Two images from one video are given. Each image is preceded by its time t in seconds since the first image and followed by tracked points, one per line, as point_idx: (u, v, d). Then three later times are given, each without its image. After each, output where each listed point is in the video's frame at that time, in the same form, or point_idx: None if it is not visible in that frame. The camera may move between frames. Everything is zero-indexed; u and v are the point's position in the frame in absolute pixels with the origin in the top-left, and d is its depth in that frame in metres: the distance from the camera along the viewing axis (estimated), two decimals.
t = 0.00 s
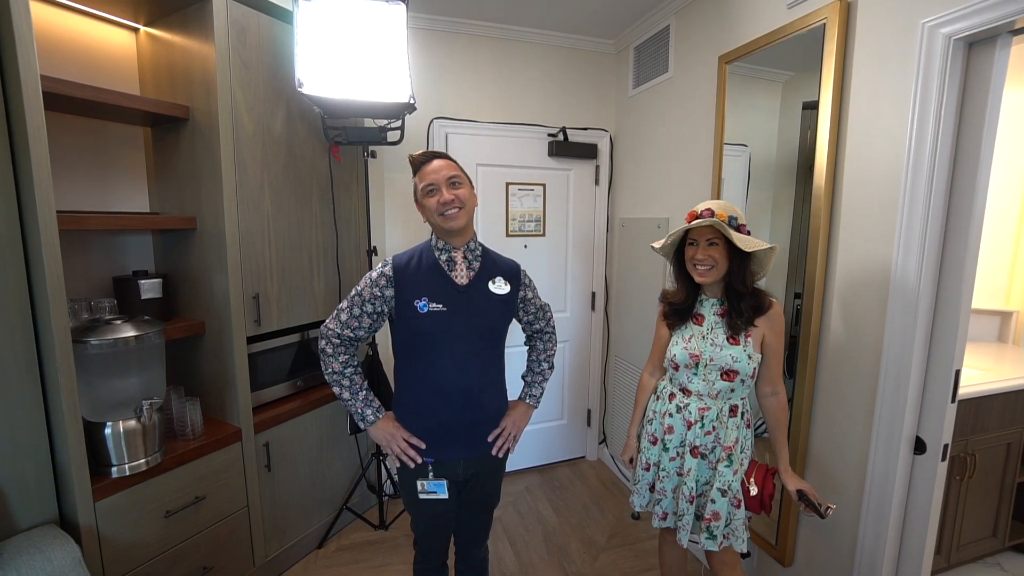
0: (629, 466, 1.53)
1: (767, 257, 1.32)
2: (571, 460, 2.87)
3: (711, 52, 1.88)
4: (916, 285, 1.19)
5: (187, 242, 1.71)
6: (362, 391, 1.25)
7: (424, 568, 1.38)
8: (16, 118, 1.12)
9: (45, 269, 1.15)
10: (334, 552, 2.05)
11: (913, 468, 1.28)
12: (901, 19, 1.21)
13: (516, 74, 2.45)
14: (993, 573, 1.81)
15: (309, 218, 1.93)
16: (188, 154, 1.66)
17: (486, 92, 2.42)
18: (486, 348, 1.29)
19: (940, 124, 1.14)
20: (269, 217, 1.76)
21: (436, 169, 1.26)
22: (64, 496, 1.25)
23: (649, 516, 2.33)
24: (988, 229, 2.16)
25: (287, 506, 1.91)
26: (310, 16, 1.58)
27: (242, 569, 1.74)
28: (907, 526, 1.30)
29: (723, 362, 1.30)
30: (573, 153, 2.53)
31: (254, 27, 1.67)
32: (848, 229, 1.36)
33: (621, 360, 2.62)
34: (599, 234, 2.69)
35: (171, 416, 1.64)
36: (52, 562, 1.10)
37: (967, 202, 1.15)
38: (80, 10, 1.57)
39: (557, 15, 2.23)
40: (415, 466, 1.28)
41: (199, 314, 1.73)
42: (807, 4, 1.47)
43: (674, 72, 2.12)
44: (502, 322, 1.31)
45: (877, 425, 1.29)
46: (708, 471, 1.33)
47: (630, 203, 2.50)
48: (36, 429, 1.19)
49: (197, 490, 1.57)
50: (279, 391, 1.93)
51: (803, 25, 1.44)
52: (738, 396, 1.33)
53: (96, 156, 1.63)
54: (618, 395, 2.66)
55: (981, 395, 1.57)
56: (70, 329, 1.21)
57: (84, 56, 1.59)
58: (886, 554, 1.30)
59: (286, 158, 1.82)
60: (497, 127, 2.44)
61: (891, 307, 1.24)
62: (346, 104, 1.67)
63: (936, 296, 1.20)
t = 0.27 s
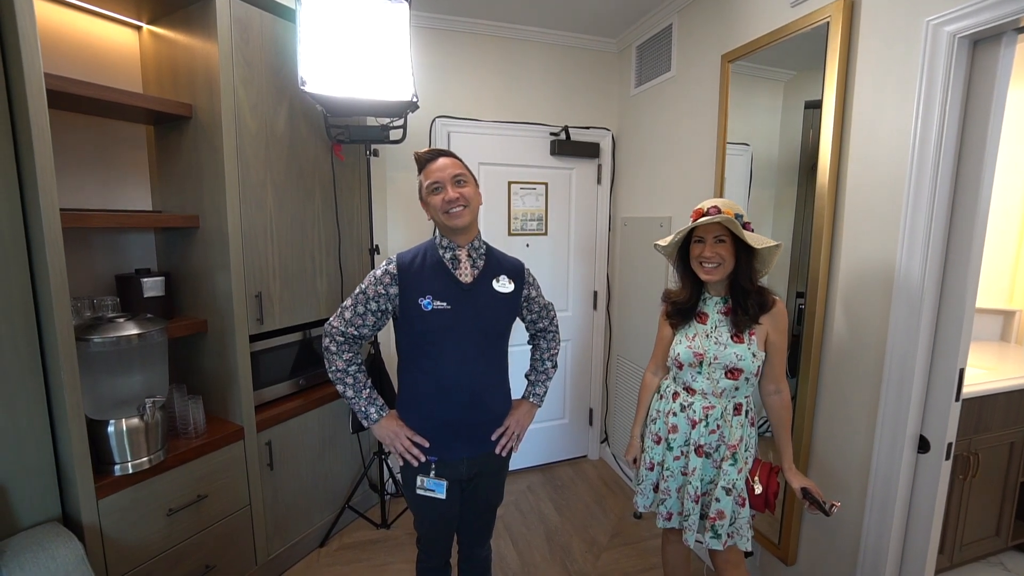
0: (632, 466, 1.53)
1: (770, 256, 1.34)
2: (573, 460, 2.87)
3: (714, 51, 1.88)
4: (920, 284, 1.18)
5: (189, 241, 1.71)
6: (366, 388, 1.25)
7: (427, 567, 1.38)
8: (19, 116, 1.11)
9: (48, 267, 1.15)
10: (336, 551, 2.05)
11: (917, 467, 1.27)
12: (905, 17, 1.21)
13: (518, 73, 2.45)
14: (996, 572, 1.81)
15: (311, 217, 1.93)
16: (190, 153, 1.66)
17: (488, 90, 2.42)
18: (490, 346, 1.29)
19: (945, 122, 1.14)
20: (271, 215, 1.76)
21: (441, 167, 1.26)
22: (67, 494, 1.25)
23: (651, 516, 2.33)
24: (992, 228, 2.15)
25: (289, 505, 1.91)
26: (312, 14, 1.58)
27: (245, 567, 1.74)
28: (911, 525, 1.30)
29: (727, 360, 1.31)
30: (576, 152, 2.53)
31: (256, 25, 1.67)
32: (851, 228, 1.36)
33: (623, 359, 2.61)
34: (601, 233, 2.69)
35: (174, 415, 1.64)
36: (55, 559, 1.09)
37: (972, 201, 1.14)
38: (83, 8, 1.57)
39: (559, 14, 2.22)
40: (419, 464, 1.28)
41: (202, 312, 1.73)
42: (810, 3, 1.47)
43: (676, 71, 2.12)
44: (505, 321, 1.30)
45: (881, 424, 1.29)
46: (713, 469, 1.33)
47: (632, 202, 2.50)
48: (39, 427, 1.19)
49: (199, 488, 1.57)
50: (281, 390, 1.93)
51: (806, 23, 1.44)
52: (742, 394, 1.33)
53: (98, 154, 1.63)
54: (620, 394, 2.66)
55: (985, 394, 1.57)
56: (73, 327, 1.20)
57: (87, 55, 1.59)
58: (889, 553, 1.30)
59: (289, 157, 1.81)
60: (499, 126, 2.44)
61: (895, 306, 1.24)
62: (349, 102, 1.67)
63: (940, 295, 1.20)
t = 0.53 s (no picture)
0: (636, 467, 1.53)
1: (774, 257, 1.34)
2: (576, 461, 2.87)
3: (717, 52, 1.88)
4: (926, 285, 1.18)
5: (194, 241, 1.72)
6: (371, 389, 1.25)
7: (431, 568, 1.38)
8: (27, 116, 1.12)
9: (55, 267, 1.15)
10: (339, 551, 2.06)
11: (922, 469, 1.27)
12: (910, 18, 1.20)
13: (521, 74, 2.46)
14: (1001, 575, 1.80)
15: (315, 218, 1.93)
16: (195, 153, 1.66)
17: (491, 91, 2.42)
18: (494, 347, 1.29)
19: (951, 124, 1.13)
20: (275, 216, 1.77)
21: (446, 168, 1.26)
22: (73, 493, 1.25)
23: (654, 517, 2.32)
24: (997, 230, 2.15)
25: (293, 505, 1.91)
26: (317, 15, 1.58)
27: (248, 568, 1.75)
28: (916, 528, 1.30)
29: (731, 362, 1.30)
30: (579, 153, 2.53)
31: (261, 26, 1.67)
32: (856, 229, 1.36)
33: (626, 360, 2.61)
34: (603, 234, 2.69)
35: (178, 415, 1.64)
36: (61, 559, 1.10)
37: (978, 202, 1.14)
38: (88, 10, 1.58)
39: (562, 14, 2.23)
40: (424, 465, 1.28)
41: (206, 313, 1.73)
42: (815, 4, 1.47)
43: (680, 72, 2.12)
44: (510, 322, 1.31)
45: (887, 426, 1.29)
46: (717, 471, 1.33)
47: (635, 203, 2.50)
48: (46, 427, 1.19)
49: (203, 489, 1.57)
50: (284, 390, 1.93)
51: (811, 24, 1.44)
52: (747, 396, 1.33)
53: (103, 155, 1.64)
54: (623, 395, 2.65)
55: (990, 396, 1.57)
56: (79, 327, 1.21)
57: (92, 56, 1.59)
58: (894, 555, 1.30)
59: (293, 158, 1.82)
60: (502, 127, 2.44)
61: (901, 307, 1.24)
62: (353, 103, 1.67)
63: (946, 296, 1.19)
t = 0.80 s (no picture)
0: (639, 471, 1.51)
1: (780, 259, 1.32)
2: (578, 463, 2.85)
3: (721, 52, 1.87)
4: (934, 288, 1.17)
5: (194, 243, 1.71)
6: (372, 394, 1.24)
7: (433, 573, 1.37)
8: (25, 118, 1.11)
9: (53, 270, 1.14)
10: (340, 555, 2.04)
11: (931, 474, 1.26)
12: (918, 17, 1.19)
13: (523, 74, 2.44)
14: None
15: (316, 219, 1.92)
16: (195, 155, 1.65)
17: (493, 92, 2.41)
18: (497, 350, 1.28)
19: (960, 124, 1.12)
20: (276, 218, 1.76)
21: (458, 170, 1.25)
22: (71, 498, 1.24)
23: (657, 520, 2.31)
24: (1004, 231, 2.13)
25: (294, 509, 1.90)
26: (319, 16, 1.57)
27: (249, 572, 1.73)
28: (925, 533, 1.28)
29: (736, 366, 1.29)
30: (581, 154, 2.51)
31: (262, 27, 1.66)
32: (863, 230, 1.34)
33: (628, 362, 2.60)
34: (606, 235, 2.67)
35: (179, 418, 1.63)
36: (60, 565, 1.08)
37: (987, 204, 1.13)
38: (88, 10, 1.57)
39: (565, 15, 2.21)
40: (426, 470, 1.26)
41: (206, 315, 1.72)
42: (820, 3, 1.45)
43: (683, 72, 2.11)
44: (512, 324, 1.29)
45: (894, 431, 1.27)
46: (721, 476, 1.32)
47: (638, 204, 2.49)
48: (44, 432, 1.18)
49: (203, 493, 1.56)
50: (285, 393, 1.92)
51: (816, 24, 1.42)
52: (751, 400, 1.31)
53: (103, 156, 1.63)
54: (626, 397, 2.64)
55: (998, 399, 1.55)
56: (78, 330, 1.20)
57: (91, 56, 1.58)
58: (902, 560, 1.28)
59: (294, 159, 1.81)
60: (504, 127, 2.43)
61: (909, 310, 1.22)
62: (355, 104, 1.66)
63: (955, 299, 1.18)
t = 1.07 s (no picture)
0: (638, 471, 1.51)
1: (779, 258, 1.31)
2: (578, 463, 2.85)
3: (721, 51, 1.87)
4: (934, 287, 1.16)
5: (193, 242, 1.70)
6: (370, 396, 1.23)
7: (432, 573, 1.36)
8: (22, 116, 1.10)
9: (52, 269, 1.14)
10: (340, 555, 2.04)
11: (931, 473, 1.25)
12: (919, 16, 1.19)
13: (522, 73, 2.44)
14: None
15: (315, 219, 1.92)
16: (194, 154, 1.65)
17: (493, 91, 2.41)
18: (495, 349, 1.27)
19: (960, 123, 1.12)
20: (275, 217, 1.75)
21: (491, 178, 1.23)
22: (70, 498, 1.24)
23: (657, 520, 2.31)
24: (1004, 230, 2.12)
25: (293, 509, 1.90)
26: (318, 14, 1.57)
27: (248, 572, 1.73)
28: (925, 533, 1.28)
29: (734, 366, 1.28)
30: (581, 153, 2.51)
31: (261, 26, 1.66)
32: (863, 229, 1.34)
33: (628, 361, 2.59)
34: (605, 234, 2.67)
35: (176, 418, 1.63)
36: (57, 565, 1.08)
37: (988, 202, 1.12)
38: (87, 9, 1.56)
39: (565, 14, 2.21)
40: (426, 470, 1.26)
41: (205, 315, 1.72)
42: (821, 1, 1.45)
43: (683, 71, 2.10)
44: (509, 322, 1.29)
45: (895, 430, 1.27)
46: (720, 476, 1.32)
47: (638, 204, 2.48)
48: (42, 432, 1.17)
49: (202, 493, 1.56)
50: (285, 393, 1.92)
51: (817, 22, 1.42)
52: (749, 400, 1.31)
53: (102, 156, 1.62)
54: (626, 397, 2.64)
55: (999, 398, 1.55)
56: (76, 330, 1.20)
57: (90, 56, 1.58)
58: (903, 560, 1.28)
59: (293, 158, 1.80)
60: (504, 127, 2.42)
61: (909, 309, 1.22)
62: (355, 103, 1.66)
63: (955, 298, 1.18)
